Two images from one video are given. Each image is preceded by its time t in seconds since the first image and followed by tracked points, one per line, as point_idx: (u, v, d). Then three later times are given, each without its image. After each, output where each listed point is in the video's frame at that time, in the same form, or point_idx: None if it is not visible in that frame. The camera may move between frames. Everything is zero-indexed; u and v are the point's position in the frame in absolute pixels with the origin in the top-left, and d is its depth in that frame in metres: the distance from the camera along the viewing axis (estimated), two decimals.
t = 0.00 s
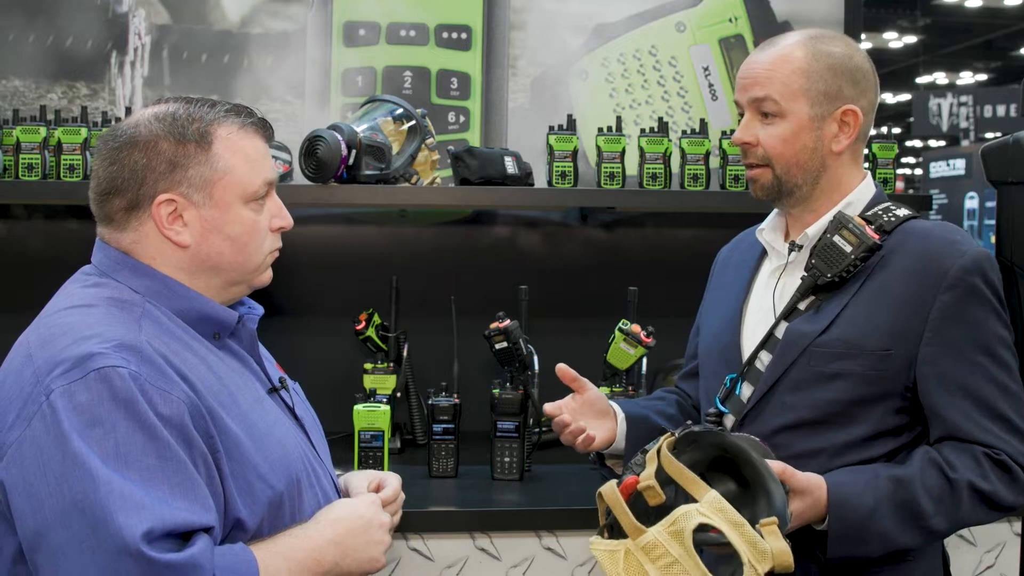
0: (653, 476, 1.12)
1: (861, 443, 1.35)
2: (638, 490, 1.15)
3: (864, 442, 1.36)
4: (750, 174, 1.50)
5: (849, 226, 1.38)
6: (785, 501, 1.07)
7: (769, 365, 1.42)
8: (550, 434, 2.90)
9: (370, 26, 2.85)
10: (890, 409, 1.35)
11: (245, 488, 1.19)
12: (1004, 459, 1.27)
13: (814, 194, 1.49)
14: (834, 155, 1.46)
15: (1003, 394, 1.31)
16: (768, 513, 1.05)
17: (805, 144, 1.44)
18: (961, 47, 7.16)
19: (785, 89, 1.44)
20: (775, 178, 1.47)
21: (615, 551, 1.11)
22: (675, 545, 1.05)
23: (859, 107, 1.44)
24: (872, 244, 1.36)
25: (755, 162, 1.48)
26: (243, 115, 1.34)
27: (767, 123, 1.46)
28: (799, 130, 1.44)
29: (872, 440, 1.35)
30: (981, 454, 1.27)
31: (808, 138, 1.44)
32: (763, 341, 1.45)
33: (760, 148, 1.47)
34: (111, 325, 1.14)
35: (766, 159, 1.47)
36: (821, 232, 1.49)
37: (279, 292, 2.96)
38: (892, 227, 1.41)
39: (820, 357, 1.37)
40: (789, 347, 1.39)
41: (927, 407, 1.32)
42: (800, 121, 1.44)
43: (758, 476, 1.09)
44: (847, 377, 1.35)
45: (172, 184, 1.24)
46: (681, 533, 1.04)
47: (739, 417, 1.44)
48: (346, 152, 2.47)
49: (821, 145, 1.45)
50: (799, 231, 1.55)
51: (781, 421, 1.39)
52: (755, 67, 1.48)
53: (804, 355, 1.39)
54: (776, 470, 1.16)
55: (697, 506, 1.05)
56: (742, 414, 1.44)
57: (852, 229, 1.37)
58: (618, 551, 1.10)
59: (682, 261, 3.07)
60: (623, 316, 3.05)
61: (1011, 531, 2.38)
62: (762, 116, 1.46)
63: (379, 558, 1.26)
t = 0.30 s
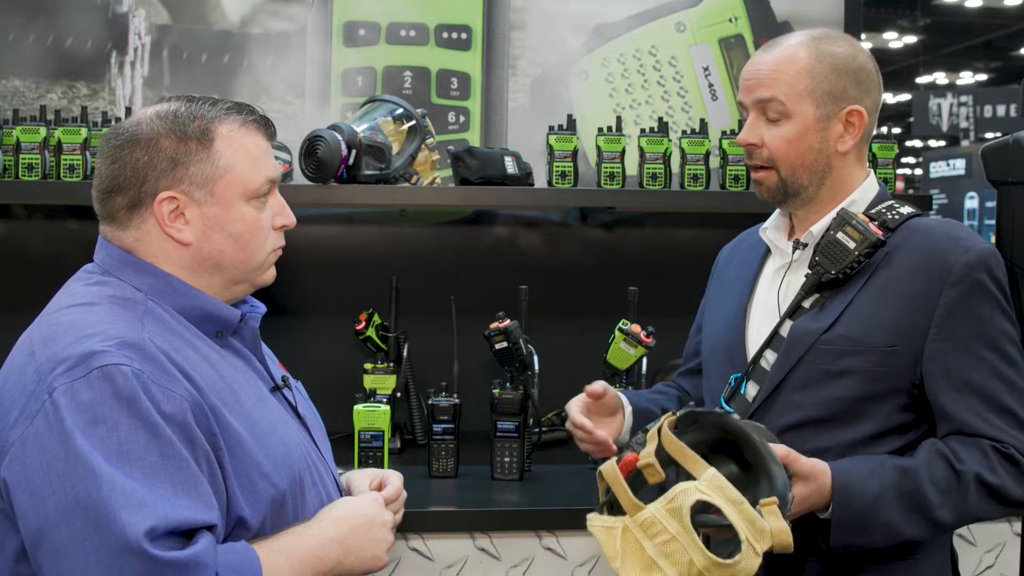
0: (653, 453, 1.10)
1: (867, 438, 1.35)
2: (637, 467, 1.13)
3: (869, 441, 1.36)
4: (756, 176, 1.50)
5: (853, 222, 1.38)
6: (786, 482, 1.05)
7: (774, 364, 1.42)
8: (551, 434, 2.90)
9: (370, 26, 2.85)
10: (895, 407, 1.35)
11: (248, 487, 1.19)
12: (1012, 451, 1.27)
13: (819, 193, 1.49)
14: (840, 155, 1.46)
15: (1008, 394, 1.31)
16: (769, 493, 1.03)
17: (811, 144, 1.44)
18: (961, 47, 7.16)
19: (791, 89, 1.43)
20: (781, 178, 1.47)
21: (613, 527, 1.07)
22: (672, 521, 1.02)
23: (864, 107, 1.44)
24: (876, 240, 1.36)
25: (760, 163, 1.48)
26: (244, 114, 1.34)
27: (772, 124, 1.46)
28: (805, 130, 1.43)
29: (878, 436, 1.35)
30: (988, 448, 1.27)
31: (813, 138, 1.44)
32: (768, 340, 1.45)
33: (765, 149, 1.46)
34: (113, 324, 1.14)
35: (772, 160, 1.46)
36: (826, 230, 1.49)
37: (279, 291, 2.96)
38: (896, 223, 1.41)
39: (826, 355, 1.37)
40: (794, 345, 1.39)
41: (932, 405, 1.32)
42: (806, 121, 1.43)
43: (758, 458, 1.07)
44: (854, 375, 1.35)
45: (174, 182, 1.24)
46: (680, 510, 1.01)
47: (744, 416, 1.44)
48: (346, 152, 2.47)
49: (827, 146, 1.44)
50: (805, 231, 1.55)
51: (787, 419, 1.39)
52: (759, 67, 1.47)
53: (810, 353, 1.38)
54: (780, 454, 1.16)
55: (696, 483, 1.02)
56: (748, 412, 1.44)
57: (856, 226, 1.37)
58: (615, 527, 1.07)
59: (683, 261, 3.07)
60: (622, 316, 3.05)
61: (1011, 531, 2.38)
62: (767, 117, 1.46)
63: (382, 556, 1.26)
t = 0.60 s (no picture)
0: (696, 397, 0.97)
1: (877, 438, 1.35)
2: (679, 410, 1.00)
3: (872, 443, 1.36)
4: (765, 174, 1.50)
5: (860, 222, 1.39)
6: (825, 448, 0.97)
7: (783, 364, 1.41)
8: (550, 434, 2.90)
9: (370, 26, 2.85)
10: (898, 408, 1.35)
11: (249, 487, 1.19)
12: None
13: (828, 192, 1.49)
14: (847, 153, 1.47)
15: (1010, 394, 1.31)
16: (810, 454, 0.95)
17: (820, 143, 1.44)
18: (961, 47, 7.15)
19: (800, 88, 1.43)
20: (792, 178, 1.47)
21: (650, 468, 0.94)
22: (721, 469, 0.89)
23: (872, 104, 1.46)
24: (883, 240, 1.36)
25: (772, 161, 1.48)
26: (244, 113, 1.34)
27: (781, 123, 1.46)
28: (814, 129, 1.43)
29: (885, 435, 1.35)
30: (1004, 440, 1.27)
31: (823, 136, 1.44)
32: (775, 341, 1.45)
33: (776, 148, 1.46)
34: (114, 324, 1.14)
35: (783, 158, 1.46)
36: (832, 230, 1.49)
37: (279, 291, 2.96)
38: (903, 223, 1.42)
39: (835, 356, 1.37)
40: (802, 346, 1.39)
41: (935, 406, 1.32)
42: (815, 120, 1.43)
43: (797, 421, 0.98)
44: (862, 375, 1.35)
45: (174, 182, 1.24)
46: (731, 456, 0.89)
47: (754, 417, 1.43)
48: (346, 152, 2.46)
49: (836, 143, 1.45)
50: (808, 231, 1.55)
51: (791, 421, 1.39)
52: (765, 66, 1.47)
53: (817, 353, 1.39)
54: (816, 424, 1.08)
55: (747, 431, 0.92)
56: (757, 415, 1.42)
57: (863, 225, 1.38)
58: (652, 469, 0.94)
59: (682, 261, 3.07)
60: (622, 316, 3.05)
61: (1011, 531, 2.38)
62: (776, 115, 1.46)
63: (383, 556, 1.26)
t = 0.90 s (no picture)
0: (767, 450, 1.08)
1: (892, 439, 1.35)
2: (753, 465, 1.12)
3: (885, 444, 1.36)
4: (767, 173, 1.49)
5: (864, 222, 1.39)
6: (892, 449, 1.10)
7: (789, 368, 1.41)
8: (550, 434, 2.90)
9: (370, 26, 2.85)
10: (908, 410, 1.35)
11: (249, 487, 1.19)
12: None
13: (830, 189, 1.49)
14: (850, 149, 1.47)
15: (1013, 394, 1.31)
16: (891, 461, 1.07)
17: (825, 140, 1.43)
18: (961, 47, 7.15)
19: (804, 84, 1.43)
20: (795, 176, 1.46)
21: (757, 531, 1.04)
22: (823, 503, 1.02)
23: (875, 100, 1.46)
24: (887, 240, 1.37)
25: (774, 160, 1.46)
26: (243, 112, 1.34)
27: (786, 120, 1.45)
28: (818, 125, 1.43)
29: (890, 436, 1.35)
30: None
31: (828, 133, 1.44)
32: (778, 343, 1.44)
33: (780, 145, 1.45)
34: (114, 325, 1.14)
35: (787, 155, 1.45)
36: (836, 229, 1.49)
37: (279, 291, 2.96)
38: (905, 222, 1.42)
39: (844, 358, 1.37)
40: (809, 348, 1.39)
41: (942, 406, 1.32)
42: (819, 116, 1.43)
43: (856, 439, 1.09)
44: (871, 377, 1.36)
45: (172, 181, 1.24)
46: (829, 490, 1.02)
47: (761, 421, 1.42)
48: (346, 152, 2.46)
49: (841, 141, 1.45)
50: (810, 231, 1.55)
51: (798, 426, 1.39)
52: (768, 62, 1.46)
53: (825, 356, 1.39)
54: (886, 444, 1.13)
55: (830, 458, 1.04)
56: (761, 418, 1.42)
57: (867, 225, 1.39)
58: (758, 529, 1.04)
59: (682, 261, 3.07)
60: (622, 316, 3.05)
61: (1011, 531, 2.38)
62: (781, 112, 1.45)
63: (383, 556, 1.26)
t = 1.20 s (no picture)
0: (734, 372, 1.08)
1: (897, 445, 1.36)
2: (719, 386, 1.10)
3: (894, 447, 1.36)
4: (773, 173, 1.48)
5: (880, 226, 1.37)
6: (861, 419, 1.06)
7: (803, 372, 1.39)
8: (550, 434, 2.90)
9: (370, 26, 2.85)
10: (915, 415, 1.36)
11: (248, 488, 1.19)
12: None
13: (836, 189, 1.48)
14: (858, 150, 1.47)
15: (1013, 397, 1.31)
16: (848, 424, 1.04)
17: (832, 140, 1.43)
18: (961, 47, 7.15)
19: (812, 84, 1.42)
20: (800, 175, 1.45)
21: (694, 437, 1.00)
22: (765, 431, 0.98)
23: (883, 100, 1.46)
24: (903, 243, 1.35)
25: (780, 160, 1.46)
26: (251, 118, 1.34)
27: (793, 120, 1.44)
28: (826, 125, 1.42)
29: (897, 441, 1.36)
30: None
31: (836, 133, 1.43)
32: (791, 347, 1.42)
33: (786, 146, 1.44)
34: (111, 326, 1.14)
35: (793, 156, 1.44)
36: (849, 231, 1.50)
37: (279, 291, 2.96)
38: (919, 225, 1.42)
39: (860, 363, 1.36)
40: (826, 353, 1.38)
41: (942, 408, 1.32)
42: (827, 117, 1.42)
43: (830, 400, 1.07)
44: (887, 383, 1.35)
45: (171, 178, 1.24)
46: (774, 420, 0.98)
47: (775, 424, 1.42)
48: (346, 152, 2.46)
49: (849, 141, 1.44)
50: (821, 232, 1.55)
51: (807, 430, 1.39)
52: (774, 61, 1.45)
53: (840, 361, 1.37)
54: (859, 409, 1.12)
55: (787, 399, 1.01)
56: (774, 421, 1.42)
57: (883, 229, 1.37)
58: (697, 436, 1.00)
59: (682, 261, 3.07)
60: (622, 316, 3.05)
61: (1011, 530, 2.38)
62: (788, 112, 1.44)
63: (383, 556, 1.26)
